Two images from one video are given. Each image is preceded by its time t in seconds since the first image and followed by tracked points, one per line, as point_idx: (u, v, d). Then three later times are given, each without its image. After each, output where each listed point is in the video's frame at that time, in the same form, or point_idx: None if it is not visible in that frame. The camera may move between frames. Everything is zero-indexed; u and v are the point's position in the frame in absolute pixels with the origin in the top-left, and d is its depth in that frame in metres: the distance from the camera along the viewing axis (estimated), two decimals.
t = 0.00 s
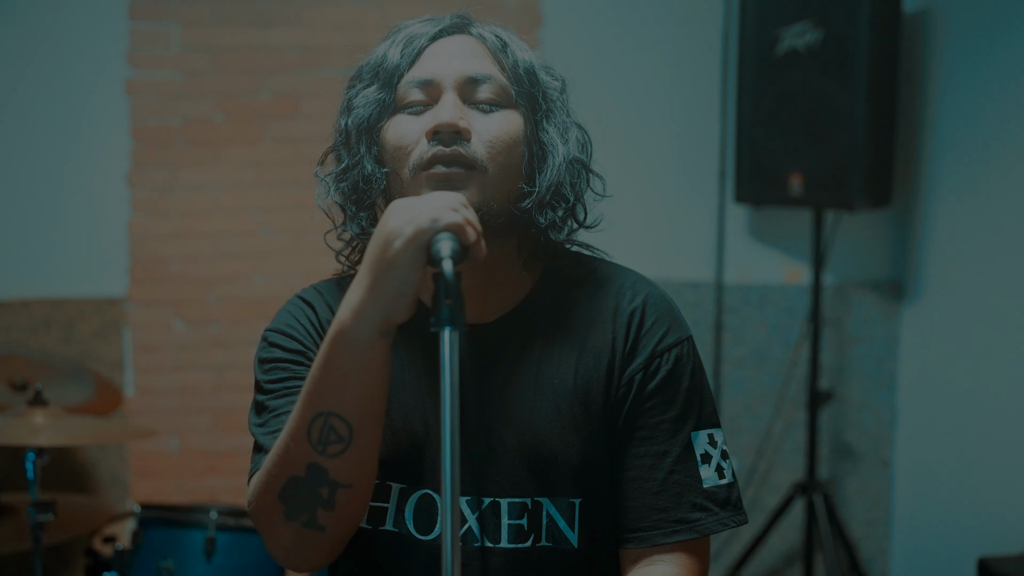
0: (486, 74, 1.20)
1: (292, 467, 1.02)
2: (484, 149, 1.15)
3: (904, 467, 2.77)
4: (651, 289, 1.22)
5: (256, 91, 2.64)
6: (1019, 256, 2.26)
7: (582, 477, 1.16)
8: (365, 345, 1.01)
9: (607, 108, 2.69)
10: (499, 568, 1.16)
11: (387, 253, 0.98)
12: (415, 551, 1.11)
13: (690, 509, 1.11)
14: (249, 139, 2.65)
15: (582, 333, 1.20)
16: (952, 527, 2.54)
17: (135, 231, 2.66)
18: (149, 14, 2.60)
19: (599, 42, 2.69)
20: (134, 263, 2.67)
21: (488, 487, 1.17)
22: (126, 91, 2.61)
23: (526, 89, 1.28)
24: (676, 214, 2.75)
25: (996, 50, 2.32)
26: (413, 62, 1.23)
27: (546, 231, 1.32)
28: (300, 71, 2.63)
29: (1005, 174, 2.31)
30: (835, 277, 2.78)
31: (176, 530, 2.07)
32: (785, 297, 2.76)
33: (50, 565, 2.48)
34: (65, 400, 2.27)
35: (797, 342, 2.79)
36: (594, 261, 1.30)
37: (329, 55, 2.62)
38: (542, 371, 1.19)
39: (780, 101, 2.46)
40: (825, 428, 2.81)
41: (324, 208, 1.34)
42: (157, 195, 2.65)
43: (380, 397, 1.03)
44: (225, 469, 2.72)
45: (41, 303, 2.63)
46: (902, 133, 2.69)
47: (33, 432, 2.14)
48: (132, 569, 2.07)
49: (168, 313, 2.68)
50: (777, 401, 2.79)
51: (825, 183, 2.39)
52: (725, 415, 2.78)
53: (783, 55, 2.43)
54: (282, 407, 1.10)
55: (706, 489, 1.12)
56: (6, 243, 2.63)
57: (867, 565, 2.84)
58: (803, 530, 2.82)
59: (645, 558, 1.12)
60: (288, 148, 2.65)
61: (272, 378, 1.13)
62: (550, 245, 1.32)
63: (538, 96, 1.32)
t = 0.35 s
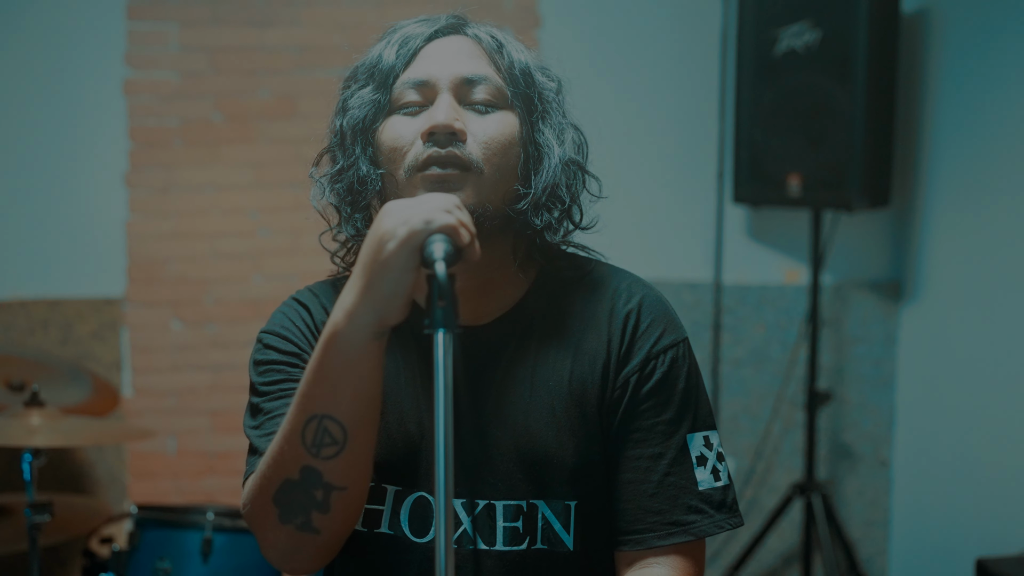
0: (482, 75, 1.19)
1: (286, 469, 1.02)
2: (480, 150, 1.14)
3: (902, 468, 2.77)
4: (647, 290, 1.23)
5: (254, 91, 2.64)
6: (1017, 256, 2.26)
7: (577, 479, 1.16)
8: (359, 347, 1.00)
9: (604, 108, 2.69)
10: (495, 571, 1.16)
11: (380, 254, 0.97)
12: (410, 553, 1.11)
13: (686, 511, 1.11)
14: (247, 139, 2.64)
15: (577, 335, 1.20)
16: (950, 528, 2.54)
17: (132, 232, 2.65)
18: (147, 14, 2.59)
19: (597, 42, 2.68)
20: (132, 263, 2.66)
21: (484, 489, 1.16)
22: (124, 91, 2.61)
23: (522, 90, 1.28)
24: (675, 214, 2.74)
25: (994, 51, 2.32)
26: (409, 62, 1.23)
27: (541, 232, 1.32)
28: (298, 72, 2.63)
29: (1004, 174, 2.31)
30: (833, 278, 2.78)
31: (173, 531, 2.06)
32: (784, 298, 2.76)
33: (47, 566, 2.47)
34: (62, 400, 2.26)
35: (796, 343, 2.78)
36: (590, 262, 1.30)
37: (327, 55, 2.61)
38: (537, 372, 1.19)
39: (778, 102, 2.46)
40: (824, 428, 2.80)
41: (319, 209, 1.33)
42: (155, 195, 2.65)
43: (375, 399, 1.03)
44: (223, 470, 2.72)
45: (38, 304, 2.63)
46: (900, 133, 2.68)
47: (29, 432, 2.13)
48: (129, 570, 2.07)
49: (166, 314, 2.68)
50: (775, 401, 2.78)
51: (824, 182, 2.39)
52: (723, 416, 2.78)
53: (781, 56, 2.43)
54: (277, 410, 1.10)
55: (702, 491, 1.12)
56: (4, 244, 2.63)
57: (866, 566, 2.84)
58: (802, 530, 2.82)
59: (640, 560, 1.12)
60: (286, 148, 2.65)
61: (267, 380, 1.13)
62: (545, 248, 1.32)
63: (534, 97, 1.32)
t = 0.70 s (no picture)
0: (479, 75, 1.18)
1: (280, 471, 1.01)
2: (476, 150, 1.14)
3: (901, 469, 2.76)
4: (644, 292, 1.22)
5: (252, 91, 2.63)
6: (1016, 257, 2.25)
7: (574, 482, 1.15)
8: (353, 348, 1.00)
9: (603, 107, 2.68)
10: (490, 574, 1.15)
11: (375, 255, 0.97)
12: (405, 556, 1.10)
13: (683, 514, 1.10)
14: (245, 140, 2.64)
15: (574, 336, 1.20)
16: (949, 529, 2.53)
17: (130, 231, 2.64)
18: (144, 14, 2.58)
19: (596, 42, 2.68)
20: (129, 263, 2.66)
21: (479, 491, 1.16)
22: (121, 91, 2.60)
23: (519, 90, 1.27)
24: (675, 214, 2.74)
25: (994, 51, 2.31)
26: (405, 62, 1.22)
27: (538, 233, 1.31)
28: (296, 72, 2.62)
29: (1003, 174, 2.30)
30: (832, 278, 2.78)
31: (170, 533, 2.05)
32: (784, 298, 2.75)
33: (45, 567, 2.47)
34: (58, 401, 2.25)
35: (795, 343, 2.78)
36: (587, 263, 1.29)
37: (324, 55, 2.61)
38: (534, 374, 1.18)
39: (777, 102, 2.45)
40: (823, 429, 2.80)
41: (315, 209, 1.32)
42: (152, 195, 2.64)
43: (369, 401, 1.02)
44: (221, 470, 2.71)
45: (36, 304, 2.62)
46: (900, 133, 2.68)
47: (26, 433, 2.12)
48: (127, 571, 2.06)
49: (163, 314, 2.67)
50: (774, 402, 2.77)
51: (823, 184, 2.38)
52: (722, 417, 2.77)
53: (780, 55, 2.42)
54: (272, 411, 1.09)
55: (699, 494, 1.11)
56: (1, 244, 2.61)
57: (864, 567, 2.84)
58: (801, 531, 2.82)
59: (637, 563, 1.11)
60: (284, 148, 2.64)
61: (262, 382, 1.12)
62: (542, 248, 1.31)
63: (531, 97, 1.31)
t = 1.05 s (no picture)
0: (475, 73, 1.18)
1: (273, 472, 1.01)
2: (472, 148, 1.13)
3: (901, 469, 2.76)
4: (641, 291, 1.21)
5: (250, 90, 2.62)
6: (1016, 256, 2.24)
7: (570, 482, 1.15)
8: (347, 348, 0.99)
9: (601, 107, 2.67)
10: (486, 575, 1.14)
11: (368, 254, 0.96)
12: (400, 557, 1.10)
13: (680, 516, 1.10)
14: (243, 139, 2.63)
15: (571, 336, 1.19)
16: (948, 529, 2.53)
17: (128, 231, 2.63)
18: (142, 13, 2.57)
19: (595, 41, 2.67)
20: (127, 263, 2.64)
21: (474, 492, 1.15)
22: (119, 90, 2.59)
23: (516, 88, 1.27)
24: (674, 214, 2.73)
25: (994, 50, 2.31)
26: (401, 59, 1.21)
27: (535, 231, 1.31)
28: (294, 71, 2.61)
29: (1003, 173, 2.29)
30: (831, 277, 2.77)
31: (166, 534, 2.04)
32: (783, 298, 2.74)
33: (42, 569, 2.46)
34: (55, 401, 2.23)
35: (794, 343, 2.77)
36: (585, 262, 1.29)
37: (323, 54, 2.60)
38: (530, 373, 1.17)
39: (776, 101, 2.44)
40: (823, 429, 2.79)
41: (310, 208, 1.32)
42: (150, 195, 2.63)
43: (363, 401, 1.01)
44: (219, 471, 2.70)
45: (33, 304, 2.61)
46: (899, 133, 2.67)
47: (22, 434, 2.11)
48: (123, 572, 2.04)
49: (161, 314, 2.66)
50: (773, 402, 2.77)
51: (823, 184, 2.37)
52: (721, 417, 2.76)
53: (780, 55, 2.41)
54: (266, 411, 1.09)
55: (696, 495, 1.11)
56: None
57: (863, 567, 2.84)
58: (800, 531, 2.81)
59: (633, 565, 1.11)
60: (282, 148, 2.63)
61: (256, 381, 1.12)
62: (538, 247, 1.30)
63: (529, 96, 1.30)
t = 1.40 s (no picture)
0: (472, 71, 1.17)
1: (267, 474, 1.00)
2: (469, 147, 1.12)
3: (901, 469, 2.75)
4: (640, 290, 1.21)
5: (248, 90, 2.61)
6: (1017, 256, 2.23)
7: (568, 484, 1.14)
8: (341, 348, 0.98)
9: (600, 105, 2.67)
10: None
11: (362, 253, 0.95)
12: (396, 559, 1.09)
13: (679, 516, 1.09)
14: (241, 139, 2.62)
15: (568, 336, 1.18)
16: (949, 529, 2.52)
17: (126, 231, 2.62)
18: (140, 12, 2.57)
19: (594, 40, 2.66)
20: (125, 263, 2.63)
21: (471, 493, 1.14)
22: (117, 89, 2.58)
23: (513, 86, 1.26)
24: (674, 214, 2.72)
25: (994, 49, 2.30)
26: (398, 58, 1.20)
27: (532, 231, 1.30)
28: (293, 71, 2.60)
29: (1004, 173, 2.28)
30: (831, 277, 2.77)
31: (163, 535, 2.01)
32: (783, 298, 2.74)
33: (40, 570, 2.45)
34: (51, 401, 2.20)
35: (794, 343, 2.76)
36: (582, 261, 1.28)
37: (321, 53, 2.59)
38: (527, 373, 1.17)
39: (776, 100, 2.44)
40: (823, 429, 2.78)
41: (305, 207, 1.31)
42: (148, 194, 2.62)
43: (358, 402, 1.00)
44: (217, 471, 2.70)
45: (31, 304, 2.59)
46: (900, 133, 2.66)
47: (18, 434, 2.08)
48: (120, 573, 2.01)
49: (160, 314, 2.65)
50: (773, 402, 2.76)
51: (823, 183, 2.36)
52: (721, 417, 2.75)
53: (780, 54, 2.41)
54: (261, 412, 1.08)
55: (696, 495, 1.10)
56: None
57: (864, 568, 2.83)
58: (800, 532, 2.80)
59: (632, 566, 1.10)
60: (281, 147, 2.63)
61: (251, 382, 1.11)
62: (535, 246, 1.30)
63: (526, 94, 1.29)
